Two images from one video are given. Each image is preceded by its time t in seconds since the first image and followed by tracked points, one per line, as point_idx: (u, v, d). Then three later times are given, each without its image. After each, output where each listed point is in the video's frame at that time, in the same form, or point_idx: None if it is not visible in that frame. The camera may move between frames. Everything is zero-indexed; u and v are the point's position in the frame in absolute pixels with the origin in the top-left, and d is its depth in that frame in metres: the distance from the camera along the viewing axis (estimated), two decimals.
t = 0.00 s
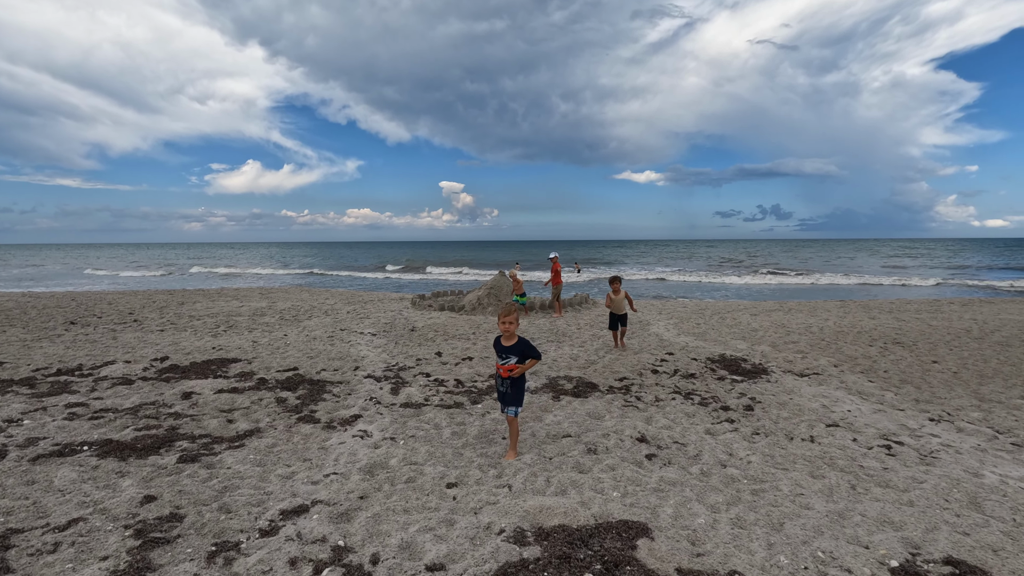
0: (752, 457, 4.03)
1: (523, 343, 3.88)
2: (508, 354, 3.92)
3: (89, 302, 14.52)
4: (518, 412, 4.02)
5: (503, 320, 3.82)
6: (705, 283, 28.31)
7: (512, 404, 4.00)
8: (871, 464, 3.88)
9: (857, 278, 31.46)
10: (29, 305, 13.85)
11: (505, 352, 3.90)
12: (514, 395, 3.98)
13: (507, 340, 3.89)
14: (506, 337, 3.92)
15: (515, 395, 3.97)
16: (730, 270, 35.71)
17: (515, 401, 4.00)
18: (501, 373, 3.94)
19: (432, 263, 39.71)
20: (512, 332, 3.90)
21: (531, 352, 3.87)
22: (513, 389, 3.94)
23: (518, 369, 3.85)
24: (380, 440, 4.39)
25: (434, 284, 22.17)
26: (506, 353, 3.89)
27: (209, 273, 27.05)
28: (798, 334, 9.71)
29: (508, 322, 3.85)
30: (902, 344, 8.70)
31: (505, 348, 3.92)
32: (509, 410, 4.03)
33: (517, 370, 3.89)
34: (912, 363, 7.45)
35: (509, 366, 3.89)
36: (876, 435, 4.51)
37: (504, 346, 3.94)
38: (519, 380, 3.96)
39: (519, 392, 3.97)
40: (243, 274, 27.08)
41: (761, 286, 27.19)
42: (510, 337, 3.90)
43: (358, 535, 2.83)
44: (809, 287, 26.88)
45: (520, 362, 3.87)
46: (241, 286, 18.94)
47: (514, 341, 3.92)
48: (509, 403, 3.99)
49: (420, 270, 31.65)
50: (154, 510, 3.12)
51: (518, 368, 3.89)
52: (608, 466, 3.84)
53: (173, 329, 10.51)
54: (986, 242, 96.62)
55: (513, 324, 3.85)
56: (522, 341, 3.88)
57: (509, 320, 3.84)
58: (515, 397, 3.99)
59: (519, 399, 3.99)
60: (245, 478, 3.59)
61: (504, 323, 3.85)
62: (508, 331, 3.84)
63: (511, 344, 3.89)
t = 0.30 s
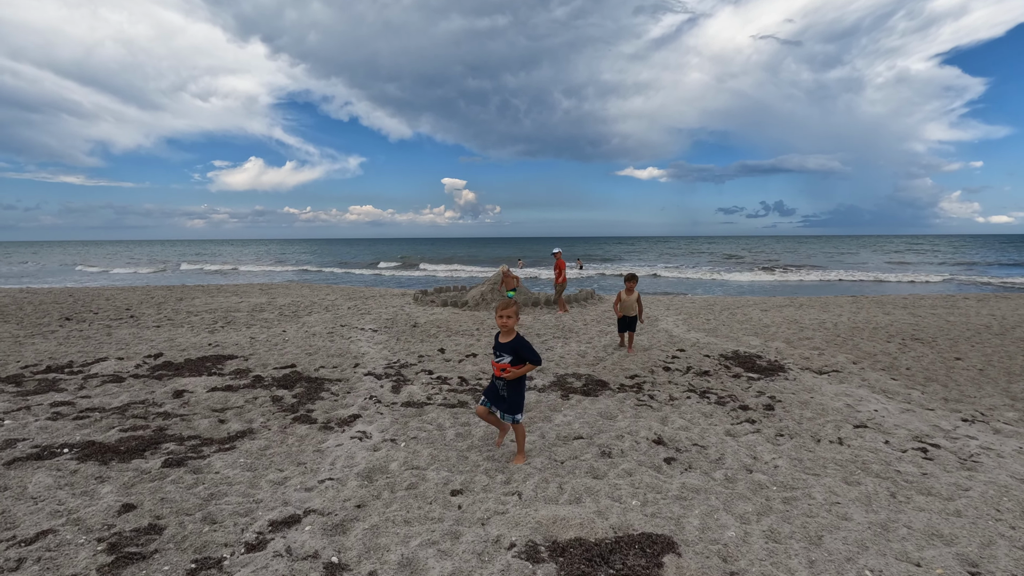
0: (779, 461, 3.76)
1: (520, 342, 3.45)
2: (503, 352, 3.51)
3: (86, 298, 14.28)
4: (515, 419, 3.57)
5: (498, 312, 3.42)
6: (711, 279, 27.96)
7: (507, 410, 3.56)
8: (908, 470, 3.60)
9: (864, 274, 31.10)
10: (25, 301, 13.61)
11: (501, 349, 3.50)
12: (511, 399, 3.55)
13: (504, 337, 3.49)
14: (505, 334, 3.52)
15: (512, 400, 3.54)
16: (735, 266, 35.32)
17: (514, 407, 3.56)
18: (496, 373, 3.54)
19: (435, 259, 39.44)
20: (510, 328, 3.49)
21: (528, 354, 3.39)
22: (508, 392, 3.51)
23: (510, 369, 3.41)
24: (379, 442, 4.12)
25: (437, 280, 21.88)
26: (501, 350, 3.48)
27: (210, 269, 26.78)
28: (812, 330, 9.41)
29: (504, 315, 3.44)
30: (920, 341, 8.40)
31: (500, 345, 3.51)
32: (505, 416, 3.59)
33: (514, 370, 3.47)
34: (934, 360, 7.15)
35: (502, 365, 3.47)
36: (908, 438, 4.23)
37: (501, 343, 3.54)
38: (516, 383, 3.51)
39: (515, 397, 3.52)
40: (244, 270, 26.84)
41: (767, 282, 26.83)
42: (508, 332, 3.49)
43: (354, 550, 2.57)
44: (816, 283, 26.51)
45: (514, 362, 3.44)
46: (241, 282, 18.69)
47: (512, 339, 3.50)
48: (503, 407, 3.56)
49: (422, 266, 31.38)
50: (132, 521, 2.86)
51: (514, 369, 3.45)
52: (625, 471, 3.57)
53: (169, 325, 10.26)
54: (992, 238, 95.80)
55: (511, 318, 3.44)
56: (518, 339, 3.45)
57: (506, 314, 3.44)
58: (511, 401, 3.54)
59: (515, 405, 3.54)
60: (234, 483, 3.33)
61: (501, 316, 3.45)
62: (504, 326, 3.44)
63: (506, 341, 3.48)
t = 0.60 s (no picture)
0: (805, 474, 3.48)
1: (500, 351, 3.09)
2: (482, 362, 3.15)
3: (82, 297, 14.04)
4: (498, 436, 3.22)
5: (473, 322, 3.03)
6: (716, 278, 27.63)
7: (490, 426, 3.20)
8: (946, 484, 3.32)
9: (868, 272, 30.77)
10: (18, 300, 13.36)
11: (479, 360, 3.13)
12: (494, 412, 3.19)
13: (482, 346, 3.13)
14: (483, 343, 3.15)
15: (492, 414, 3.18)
16: (738, 265, 34.99)
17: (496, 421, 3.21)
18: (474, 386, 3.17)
19: (436, 257, 39.16)
20: (489, 337, 3.13)
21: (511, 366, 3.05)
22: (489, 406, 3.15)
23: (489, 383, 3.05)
24: (374, 452, 3.85)
25: (438, 278, 21.61)
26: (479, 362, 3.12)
27: (209, 267, 26.54)
28: (824, 330, 9.12)
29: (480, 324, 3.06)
30: (937, 341, 8.11)
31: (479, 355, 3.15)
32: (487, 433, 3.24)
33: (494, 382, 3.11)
34: (955, 362, 6.86)
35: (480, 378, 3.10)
36: (940, 448, 3.95)
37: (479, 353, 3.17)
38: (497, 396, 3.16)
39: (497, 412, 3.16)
40: (243, 269, 26.57)
41: (772, 281, 26.51)
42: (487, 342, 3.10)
43: None
44: (822, 281, 26.13)
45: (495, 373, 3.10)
46: (239, 281, 18.43)
47: (491, 348, 3.15)
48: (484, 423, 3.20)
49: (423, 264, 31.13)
50: (98, 544, 2.60)
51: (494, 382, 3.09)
52: (639, 485, 3.30)
53: (163, 325, 10.01)
54: (996, 236, 95.30)
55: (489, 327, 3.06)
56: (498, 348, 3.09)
57: (483, 321, 3.06)
58: (493, 417, 3.19)
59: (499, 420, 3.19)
60: (214, 500, 3.07)
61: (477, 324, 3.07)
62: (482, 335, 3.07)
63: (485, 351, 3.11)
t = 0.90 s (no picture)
0: (827, 486, 3.18)
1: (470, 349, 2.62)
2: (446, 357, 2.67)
3: (67, 296, 13.66)
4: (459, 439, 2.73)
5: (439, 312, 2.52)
6: (714, 277, 27.38)
7: (452, 428, 2.71)
8: (984, 498, 3.02)
9: (867, 271, 30.56)
10: None
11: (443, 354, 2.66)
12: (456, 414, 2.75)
13: (445, 341, 2.62)
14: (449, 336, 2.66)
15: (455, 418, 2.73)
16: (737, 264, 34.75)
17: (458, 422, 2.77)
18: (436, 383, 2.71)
19: (433, 256, 38.76)
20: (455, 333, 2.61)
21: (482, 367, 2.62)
22: (455, 408, 2.66)
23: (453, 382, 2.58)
24: (356, 463, 3.53)
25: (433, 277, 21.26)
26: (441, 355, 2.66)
27: (201, 266, 26.17)
28: (830, 329, 8.83)
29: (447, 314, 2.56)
30: (948, 341, 7.83)
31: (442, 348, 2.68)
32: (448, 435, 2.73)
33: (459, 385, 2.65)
34: (970, 362, 6.58)
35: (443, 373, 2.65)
36: (970, 456, 3.65)
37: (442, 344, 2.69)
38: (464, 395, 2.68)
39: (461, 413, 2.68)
40: (234, 267, 26.15)
41: (771, 280, 26.27)
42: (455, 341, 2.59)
43: None
44: (821, 280, 25.88)
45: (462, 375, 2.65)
46: (229, 279, 18.04)
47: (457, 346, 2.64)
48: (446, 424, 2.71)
49: (418, 263, 30.76)
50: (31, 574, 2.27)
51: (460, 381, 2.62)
52: (646, 500, 2.99)
53: (146, 325, 9.64)
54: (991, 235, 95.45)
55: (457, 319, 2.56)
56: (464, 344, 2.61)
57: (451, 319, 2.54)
58: (457, 416, 2.72)
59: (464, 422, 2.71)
60: (172, 519, 2.74)
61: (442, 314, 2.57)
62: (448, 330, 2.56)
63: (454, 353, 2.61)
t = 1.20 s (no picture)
0: (847, 506, 2.91)
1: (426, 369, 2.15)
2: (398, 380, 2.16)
3: (45, 298, 13.22)
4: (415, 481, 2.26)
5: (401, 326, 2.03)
6: (708, 278, 27.25)
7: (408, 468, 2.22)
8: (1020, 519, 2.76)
9: (860, 271, 30.56)
10: None
11: (394, 378, 2.13)
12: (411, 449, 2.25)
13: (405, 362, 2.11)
14: (403, 354, 2.16)
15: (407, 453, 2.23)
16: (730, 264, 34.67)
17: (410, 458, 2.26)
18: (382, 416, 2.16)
19: (424, 257, 38.26)
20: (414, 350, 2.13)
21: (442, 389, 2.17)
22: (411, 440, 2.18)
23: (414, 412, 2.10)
24: (332, 482, 3.22)
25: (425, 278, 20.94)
26: (393, 380, 2.12)
27: (188, 267, 25.68)
28: (831, 331, 8.60)
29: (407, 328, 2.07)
30: (952, 343, 7.62)
31: (394, 370, 2.15)
32: (398, 479, 2.24)
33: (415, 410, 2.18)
34: (978, 365, 6.35)
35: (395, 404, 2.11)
36: (996, 469, 3.40)
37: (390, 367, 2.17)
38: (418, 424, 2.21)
39: (419, 449, 2.20)
40: (222, 269, 25.70)
41: (765, 280, 26.17)
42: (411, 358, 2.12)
43: None
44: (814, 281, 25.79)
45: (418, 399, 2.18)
46: (216, 281, 17.64)
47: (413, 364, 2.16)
48: (397, 467, 2.20)
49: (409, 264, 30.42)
50: None
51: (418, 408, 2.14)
52: (652, 524, 2.70)
53: (124, 328, 9.27)
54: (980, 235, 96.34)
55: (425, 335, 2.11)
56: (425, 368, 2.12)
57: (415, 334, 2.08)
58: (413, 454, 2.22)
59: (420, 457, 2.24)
60: (118, 553, 2.42)
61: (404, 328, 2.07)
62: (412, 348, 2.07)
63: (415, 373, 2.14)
